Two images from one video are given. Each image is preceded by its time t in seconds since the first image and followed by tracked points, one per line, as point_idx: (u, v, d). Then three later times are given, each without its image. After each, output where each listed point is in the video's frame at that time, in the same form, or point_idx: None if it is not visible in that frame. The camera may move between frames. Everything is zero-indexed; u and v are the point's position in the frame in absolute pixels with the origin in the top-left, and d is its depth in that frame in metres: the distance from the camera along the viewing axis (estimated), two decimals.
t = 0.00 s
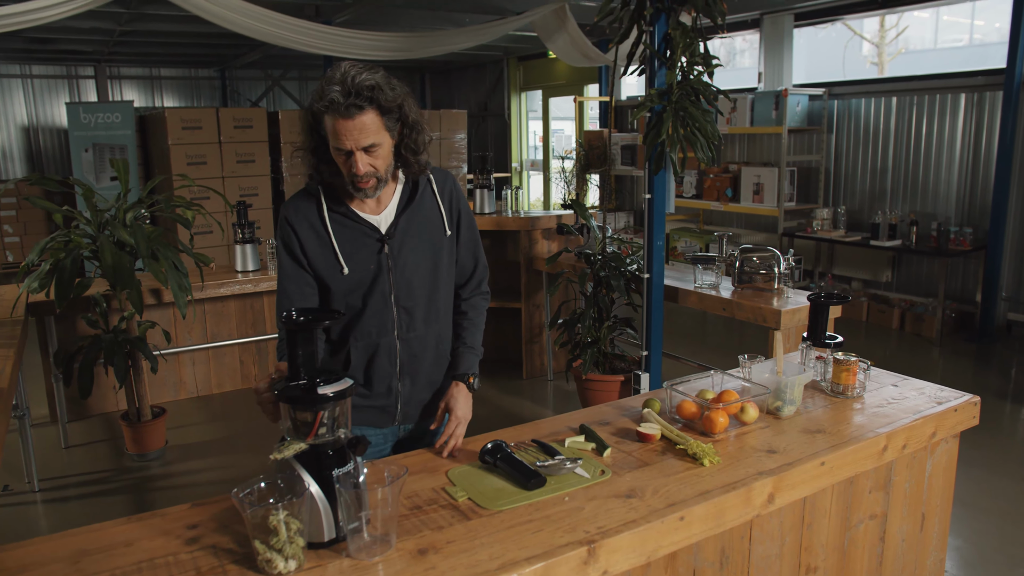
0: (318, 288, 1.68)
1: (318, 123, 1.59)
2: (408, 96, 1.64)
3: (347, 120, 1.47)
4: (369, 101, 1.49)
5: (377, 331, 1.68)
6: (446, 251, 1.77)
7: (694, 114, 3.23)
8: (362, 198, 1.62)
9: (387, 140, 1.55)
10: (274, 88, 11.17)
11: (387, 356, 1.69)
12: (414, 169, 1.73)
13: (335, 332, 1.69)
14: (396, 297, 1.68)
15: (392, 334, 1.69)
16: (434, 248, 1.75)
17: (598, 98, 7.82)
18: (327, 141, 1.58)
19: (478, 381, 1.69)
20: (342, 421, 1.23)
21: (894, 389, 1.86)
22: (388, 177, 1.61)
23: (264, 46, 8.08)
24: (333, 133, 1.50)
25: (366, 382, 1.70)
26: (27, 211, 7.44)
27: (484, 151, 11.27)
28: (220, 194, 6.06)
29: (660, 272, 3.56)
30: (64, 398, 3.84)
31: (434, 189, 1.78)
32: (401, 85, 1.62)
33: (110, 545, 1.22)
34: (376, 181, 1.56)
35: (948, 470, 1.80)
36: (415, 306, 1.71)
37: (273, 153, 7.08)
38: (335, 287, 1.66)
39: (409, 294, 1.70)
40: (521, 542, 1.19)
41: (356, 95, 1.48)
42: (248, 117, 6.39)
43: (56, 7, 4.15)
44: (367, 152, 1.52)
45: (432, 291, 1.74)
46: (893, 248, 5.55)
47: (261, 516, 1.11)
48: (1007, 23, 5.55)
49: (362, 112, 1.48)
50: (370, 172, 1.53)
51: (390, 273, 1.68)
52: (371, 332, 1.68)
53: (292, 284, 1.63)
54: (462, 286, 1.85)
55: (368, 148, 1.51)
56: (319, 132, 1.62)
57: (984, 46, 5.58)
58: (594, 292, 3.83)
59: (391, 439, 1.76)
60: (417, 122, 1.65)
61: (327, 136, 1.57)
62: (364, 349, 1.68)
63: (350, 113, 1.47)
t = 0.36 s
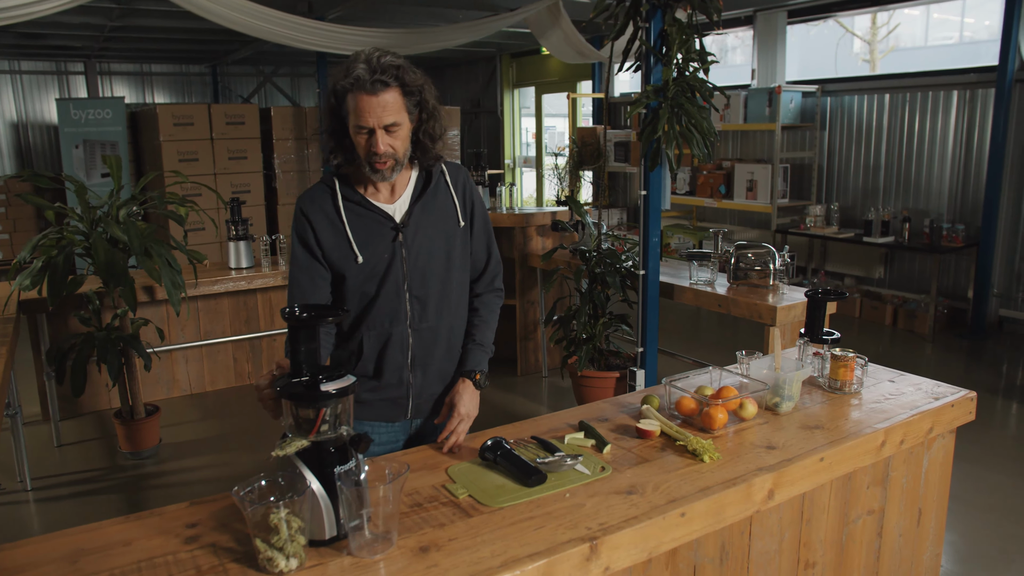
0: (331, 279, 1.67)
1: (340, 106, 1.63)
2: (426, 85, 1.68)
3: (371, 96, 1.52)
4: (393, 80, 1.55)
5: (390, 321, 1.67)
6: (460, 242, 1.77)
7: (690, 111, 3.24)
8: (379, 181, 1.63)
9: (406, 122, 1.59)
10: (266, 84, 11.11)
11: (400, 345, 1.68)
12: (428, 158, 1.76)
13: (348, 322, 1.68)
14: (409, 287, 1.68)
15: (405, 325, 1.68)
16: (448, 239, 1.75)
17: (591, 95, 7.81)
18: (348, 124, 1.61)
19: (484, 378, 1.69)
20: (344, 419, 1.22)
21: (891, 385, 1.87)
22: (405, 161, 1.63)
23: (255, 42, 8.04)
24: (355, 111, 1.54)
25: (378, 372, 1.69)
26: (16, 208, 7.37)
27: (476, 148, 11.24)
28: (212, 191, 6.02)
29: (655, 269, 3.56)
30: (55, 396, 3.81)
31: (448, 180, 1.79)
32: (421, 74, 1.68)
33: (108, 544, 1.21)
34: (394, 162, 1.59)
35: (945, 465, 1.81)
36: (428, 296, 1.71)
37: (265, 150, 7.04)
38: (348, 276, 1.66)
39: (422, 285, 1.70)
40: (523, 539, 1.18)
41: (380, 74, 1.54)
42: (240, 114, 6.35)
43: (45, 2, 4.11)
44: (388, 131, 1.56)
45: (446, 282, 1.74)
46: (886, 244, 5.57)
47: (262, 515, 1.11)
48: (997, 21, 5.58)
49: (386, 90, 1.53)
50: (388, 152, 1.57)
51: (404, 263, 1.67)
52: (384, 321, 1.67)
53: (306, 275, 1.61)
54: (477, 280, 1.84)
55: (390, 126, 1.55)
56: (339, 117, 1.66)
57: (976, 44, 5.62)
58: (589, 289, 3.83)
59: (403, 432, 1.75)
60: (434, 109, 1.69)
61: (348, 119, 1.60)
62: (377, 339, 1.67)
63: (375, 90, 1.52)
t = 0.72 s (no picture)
0: (327, 281, 1.66)
1: (336, 107, 1.63)
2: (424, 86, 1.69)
3: (368, 94, 1.52)
4: (391, 79, 1.55)
5: (386, 323, 1.66)
6: (456, 245, 1.77)
7: (676, 114, 3.26)
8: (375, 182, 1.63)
9: (403, 122, 1.59)
10: (247, 85, 11.03)
11: (396, 348, 1.67)
12: (425, 160, 1.76)
13: (344, 325, 1.67)
14: (406, 290, 1.67)
15: (401, 327, 1.67)
16: (445, 242, 1.75)
17: (574, 98, 7.84)
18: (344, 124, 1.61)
19: (478, 384, 1.71)
20: (333, 423, 1.22)
21: (876, 387, 1.89)
22: (401, 161, 1.63)
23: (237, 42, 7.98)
24: (351, 108, 1.54)
25: (375, 376, 1.68)
26: None
27: (460, 150, 11.24)
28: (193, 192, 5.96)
29: (640, 272, 3.58)
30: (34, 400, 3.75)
31: (445, 184, 1.79)
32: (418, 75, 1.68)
33: (95, 551, 1.19)
34: (390, 163, 1.59)
35: (928, 466, 1.84)
36: (425, 299, 1.70)
37: (248, 152, 6.99)
38: (345, 278, 1.65)
39: (419, 288, 1.69)
40: (515, 543, 1.18)
41: (377, 72, 1.54)
42: (222, 115, 6.30)
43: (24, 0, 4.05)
44: (384, 130, 1.56)
45: (443, 285, 1.73)
46: (867, 247, 5.64)
47: (251, 519, 1.09)
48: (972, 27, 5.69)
49: (382, 88, 1.53)
50: (384, 151, 1.56)
51: (400, 265, 1.67)
52: (380, 324, 1.66)
53: (302, 275, 1.61)
54: (471, 285, 1.84)
55: (386, 125, 1.55)
56: (336, 118, 1.66)
57: (952, 50, 5.71)
58: (574, 292, 3.84)
59: (399, 438, 1.74)
60: (431, 111, 1.70)
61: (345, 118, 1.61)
62: (373, 341, 1.66)
63: (371, 88, 1.52)
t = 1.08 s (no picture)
0: (330, 285, 1.67)
1: (339, 113, 1.64)
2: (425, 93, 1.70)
3: (366, 102, 1.52)
4: (389, 86, 1.56)
5: (388, 330, 1.67)
6: (459, 254, 1.77)
7: (677, 123, 3.29)
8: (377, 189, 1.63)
9: (403, 129, 1.59)
10: (247, 90, 11.04)
11: (397, 355, 1.68)
12: (428, 167, 1.77)
13: (346, 330, 1.68)
14: (408, 297, 1.68)
15: (403, 334, 1.68)
16: (448, 250, 1.75)
17: (574, 106, 7.86)
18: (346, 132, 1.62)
19: (482, 393, 1.70)
20: (341, 429, 1.22)
21: (877, 396, 1.89)
22: (403, 167, 1.63)
23: (238, 48, 8.00)
24: (351, 115, 1.55)
25: (375, 383, 1.68)
26: None
27: (459, 157, 11.26)
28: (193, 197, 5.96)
29: (641, 280, 3.58)
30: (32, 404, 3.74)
31: (450, 192, 1.80)
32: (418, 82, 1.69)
33: (99, 556, 1.19)
34: (391, 169, 1.59)
35: (929, 476, 1.84)
36: (427, 306, 1.71)
37: (247, 157, 6.99)
38: (348, 283, 1.66)
39: (422, 296, 1.70)
40: (520, 550, 1.19)
41: (376, 80, 1.55)
42: (221, 120, 6.30)
43: (26, 4, 4.06)
44: (384, 137, 1.56)
45: (446, 294, 1.74)
46: (865, 257, 5.65)
47: (258, 525, 1.10)
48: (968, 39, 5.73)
49: (381, 95, 1.53)
50: (385, 159, 1.56)
51: (403, 271, 1.68)
52: (382, 331, 1.66)
53: (304, 279, 1.61)
54: (474, 295, 1.84)
55: (385, 132, 1.56)
56: (339, 123, 1.67)
57: (950, 61, 5.74)
58: (574, 299, 3.85)
59: (401, 445, 1.74)
60: (433, 118, 1.70)
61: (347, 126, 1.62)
62: (375, 348, 1.67)
63: (369, 96, 1.53)
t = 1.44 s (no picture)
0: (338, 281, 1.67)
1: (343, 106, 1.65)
2: (425, 80, 1.70)
3: (365, 89, 1.53)
4: (388, 72, 1.56)
5: (397, 327, 1.67)
6: (466, 252, 1.77)
7: (683, 120, 3.27)
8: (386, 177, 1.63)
9: (406, 113, 1.59)
10: (249, 87, 11.05)
11: (405, 352, 1.68)
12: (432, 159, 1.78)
13: (354, 327, 1.68)
14: (416, 294, 1.68)
15: (412, 331, 1.68)
16: (456, 248, 1.75)
17: (576, 103, 7.86)
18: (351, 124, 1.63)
19: (490, 390, 1.72)
20: (350, 425, 1.22)
21: (884, 393, 1.89)
22: (410, 154, 1.62)
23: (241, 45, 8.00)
24: (352, 103, 1.56)
25: (384, 380, 1.68)
26: None
27: (462, 153, 11.26)
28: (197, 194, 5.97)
29: (646, 277, 3.58)
30: (37, 401, 3.75)
31: (458, 189, 1.80)
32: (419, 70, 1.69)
33: (109, 552, 1.19)
34: (398, 156, 1.58)
35: (936, 472, 1.84)
36: (435, 304, 1.71)
37: (250, 154, 6.99)
38: (357, 279, 1.66)
39: (430, 293, 1.70)
40: (530, 546, 1.19)
41: (375, 68, 1.56)
42: (224, 117, 6.31)
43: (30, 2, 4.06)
44: (387, 122, 1.55)
45: (453, 292, 1.74)
46: (869, 254, 5.64)
47: (269, 521, 1.10)
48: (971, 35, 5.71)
49: (378, 82, 1.54)
50: (389, 144, 1.56)
51: (411, 268, 1.68)
52: (391, 328, 1.67)
53: (313, 274, 1.61)
54: (481, 293, 1.84)
55: (387, 116, 1.55)
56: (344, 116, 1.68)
57: (953, 58, 5.73)
58: (579, 296, 3.84)
59: (409, 442, 1.75)
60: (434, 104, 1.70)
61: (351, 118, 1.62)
62: (383, 345, 1.67)
63: (368, 84, 1.54)
